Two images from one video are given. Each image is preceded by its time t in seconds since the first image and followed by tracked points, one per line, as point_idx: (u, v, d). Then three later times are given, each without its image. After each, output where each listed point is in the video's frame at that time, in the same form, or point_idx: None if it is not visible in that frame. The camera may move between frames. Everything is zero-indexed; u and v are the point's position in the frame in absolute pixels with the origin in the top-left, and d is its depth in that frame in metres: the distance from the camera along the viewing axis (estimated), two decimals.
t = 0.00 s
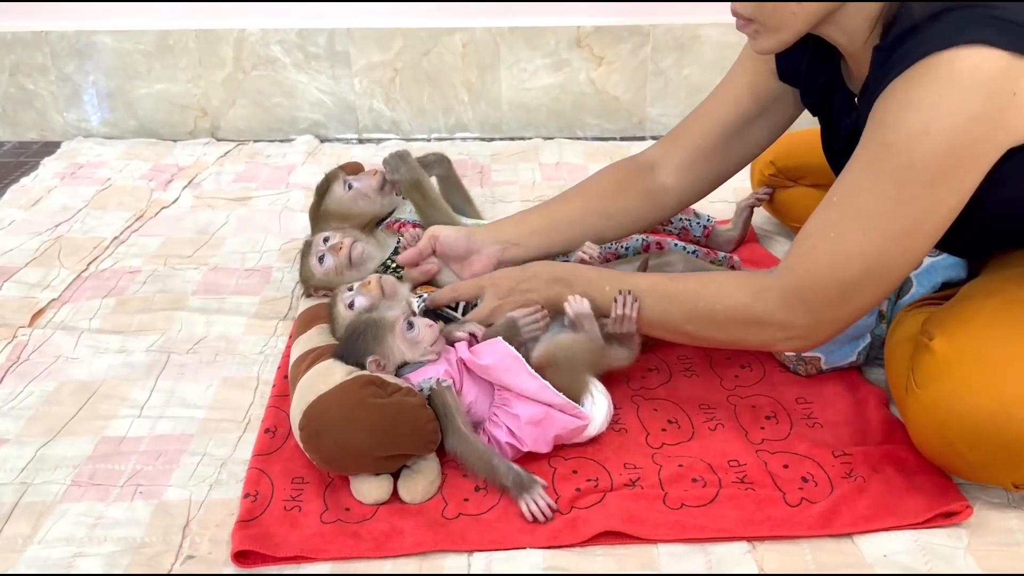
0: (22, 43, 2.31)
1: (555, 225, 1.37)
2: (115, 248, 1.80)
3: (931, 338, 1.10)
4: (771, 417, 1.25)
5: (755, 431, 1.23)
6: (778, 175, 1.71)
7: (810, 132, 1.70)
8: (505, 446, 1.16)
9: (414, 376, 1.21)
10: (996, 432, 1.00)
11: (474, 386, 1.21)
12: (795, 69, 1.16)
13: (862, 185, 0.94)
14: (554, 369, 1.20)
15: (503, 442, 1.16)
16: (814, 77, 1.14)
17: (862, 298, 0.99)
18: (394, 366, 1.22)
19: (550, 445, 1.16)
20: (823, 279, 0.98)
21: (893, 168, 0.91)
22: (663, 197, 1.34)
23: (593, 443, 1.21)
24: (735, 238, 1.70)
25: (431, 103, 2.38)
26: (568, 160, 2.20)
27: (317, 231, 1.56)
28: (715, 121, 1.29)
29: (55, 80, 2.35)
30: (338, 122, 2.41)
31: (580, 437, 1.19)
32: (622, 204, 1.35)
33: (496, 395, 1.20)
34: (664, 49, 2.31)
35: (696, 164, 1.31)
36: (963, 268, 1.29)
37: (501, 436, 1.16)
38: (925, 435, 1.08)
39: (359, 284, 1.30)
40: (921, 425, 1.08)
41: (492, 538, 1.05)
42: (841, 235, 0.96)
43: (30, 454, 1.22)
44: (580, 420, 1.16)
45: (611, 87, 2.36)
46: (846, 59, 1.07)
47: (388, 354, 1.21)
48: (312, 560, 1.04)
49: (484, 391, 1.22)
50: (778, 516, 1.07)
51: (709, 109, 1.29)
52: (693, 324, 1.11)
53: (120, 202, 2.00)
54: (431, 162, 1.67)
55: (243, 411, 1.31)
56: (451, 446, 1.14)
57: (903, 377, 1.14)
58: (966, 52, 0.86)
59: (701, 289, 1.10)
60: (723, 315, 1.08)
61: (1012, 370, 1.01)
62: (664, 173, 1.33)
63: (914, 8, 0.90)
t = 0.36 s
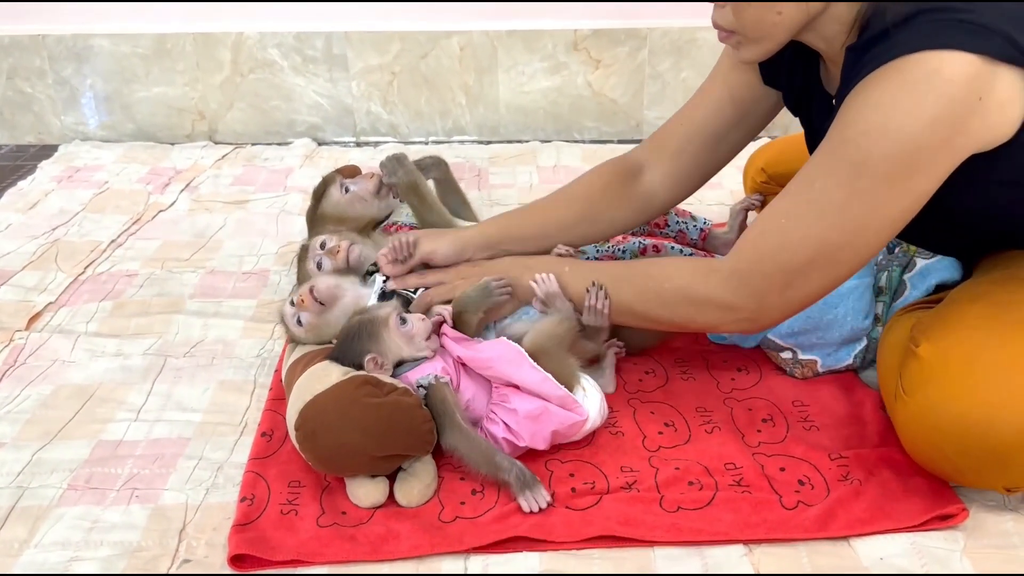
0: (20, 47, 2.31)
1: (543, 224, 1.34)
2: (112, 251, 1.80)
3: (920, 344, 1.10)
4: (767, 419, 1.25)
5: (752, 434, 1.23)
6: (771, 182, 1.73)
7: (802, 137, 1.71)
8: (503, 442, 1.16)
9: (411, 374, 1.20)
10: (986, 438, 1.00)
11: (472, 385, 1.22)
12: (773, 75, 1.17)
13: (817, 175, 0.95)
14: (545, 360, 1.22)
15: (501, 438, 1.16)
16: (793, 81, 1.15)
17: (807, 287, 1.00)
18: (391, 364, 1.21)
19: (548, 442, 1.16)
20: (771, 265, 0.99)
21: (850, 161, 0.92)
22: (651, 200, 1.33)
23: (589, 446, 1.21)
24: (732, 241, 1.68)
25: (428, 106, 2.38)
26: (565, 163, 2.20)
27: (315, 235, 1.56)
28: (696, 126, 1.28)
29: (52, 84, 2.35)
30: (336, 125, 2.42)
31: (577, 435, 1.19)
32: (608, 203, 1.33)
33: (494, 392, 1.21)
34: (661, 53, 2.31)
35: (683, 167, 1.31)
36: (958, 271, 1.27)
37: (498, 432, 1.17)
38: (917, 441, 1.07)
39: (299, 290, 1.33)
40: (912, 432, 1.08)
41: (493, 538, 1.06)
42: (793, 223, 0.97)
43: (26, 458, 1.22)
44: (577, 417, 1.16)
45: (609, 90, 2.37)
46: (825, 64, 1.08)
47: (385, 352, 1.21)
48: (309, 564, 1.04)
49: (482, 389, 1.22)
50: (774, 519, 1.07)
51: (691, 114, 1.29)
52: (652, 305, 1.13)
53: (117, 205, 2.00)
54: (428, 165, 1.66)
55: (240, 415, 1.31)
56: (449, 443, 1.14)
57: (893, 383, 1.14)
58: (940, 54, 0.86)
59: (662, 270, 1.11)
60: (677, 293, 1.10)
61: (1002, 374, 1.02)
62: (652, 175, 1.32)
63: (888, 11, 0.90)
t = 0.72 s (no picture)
0: (18, 51, 2.31)
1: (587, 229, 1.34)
2: (109, 255, 1.80)
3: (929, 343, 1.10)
4: (764, 422, 1.26)
5: (749, 437, 1.23)
6: (772, 180, 1.72)
7: (802, 138, 1.71)
8: (500, 447, 1.17)
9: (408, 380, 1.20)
10: (995, 438, 1.01)
11: (470, 390, 1.22)
12: (804, 73, 1.18)
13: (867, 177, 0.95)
14: (547, 362, 1.22)
15: (498, 442, 1.17)
16: (822, 76, 1.16)
17: (860, 294, 0.99)
18: (391, 369, 1.21)
19: (545, 448, 1.17)
20: (824, 272, 0.98)
21: (901, 162, 0.92)
22: (686, 202, 1.35)
23: (586, 449, 1.21)
24: (729, 243, 1.70)
25: (426, 109, 2.39)
26: (563, 166, 2.21)
27: (312, 239, 1.56)
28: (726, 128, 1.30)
29: (50, 87, 2.35)
30: (334, 129, 2.42)
31: (573, 441, 1.19)
32: (649, 206, 1.34)
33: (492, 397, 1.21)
34: (658, 56, 2.32)
35: (716, 171, 1.33)
36: (956, 274, 1.30)
37: (496, 439, 1.17)
38: (925, 442, 1.07)
39: (331, 305, 1.29)
40: (919, 433, 1.08)
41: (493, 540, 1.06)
42: (844, 227, 0.96)
43: (23, 462, 1.22)
44: (575, 423, 1.16)
45: (606, 93, 2.37)
46: (855, 56, 1.09)
47: (385, 356, 1.20)
48: (306, 568, 1.04)
49: (480, 394, 1.22)
50: (771, 522, 1.07)
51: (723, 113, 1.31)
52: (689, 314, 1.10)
53: (114, 209, 2.00)
54: (425, 169, 1.67)
55: (236, 419, 1.31)
56: (444, 449, 1.14)
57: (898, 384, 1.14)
58: (987, 52, 0.88)
59: (703, 277, 1.09)
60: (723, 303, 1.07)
61: (1008, 375, 1.02)
62: (687, 177, 1.34)
63: (936, 6, 0.91)
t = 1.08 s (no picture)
0: (17, 53, 2.30)
1: (642, 196, 1.36)
2: (109, 258, 1.80)
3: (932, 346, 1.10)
4: (764, 425, 1.26)
5: (749, 439, 1.23)
6: (772, 182, 1.71)
7: (803, 138, 1.71)
8: (500, 449, 1.17)
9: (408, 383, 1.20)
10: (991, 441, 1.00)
11: (471, 392, 1.22)
12: (828, 61, 1.15)
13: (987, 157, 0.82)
14: (569, 366, 1.18)
15: (498, 444, 1.17)
16: (844, 60, 1.13)
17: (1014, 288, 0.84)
18: (391, 371, 1.21)
19: (546, 449, 1.17)
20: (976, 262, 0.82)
21: (997, 126, 0.81)
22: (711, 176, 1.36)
23: (587, 451, 1.22)
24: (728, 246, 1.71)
25: (425, 111, 2.39)
26: (562, 169, 2.21)
27: (312, 242, 1.56)
28: (744, 111, 1.27)
29: (49, 90, 2.35)
30: (333, 131, 2.42)
31: (573, 444, 1.19)
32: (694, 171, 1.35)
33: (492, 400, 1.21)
34: (657, 59, 2.32)
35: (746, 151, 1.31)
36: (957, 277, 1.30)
37: (496, 441, 1.17)
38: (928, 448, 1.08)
39: (328, 306, 1.30)
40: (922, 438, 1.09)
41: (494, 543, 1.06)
42: (984, 204, 0.82)
43: (23, 465, 1.22)
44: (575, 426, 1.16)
45: (605, 96, 2.37)
46: (877, 41, 1.04)
47: (385, 359, 1.20)
48: (307, 571, 1.04)
49: (481, 396, 1.22)
50: (772, 524, 1.07)
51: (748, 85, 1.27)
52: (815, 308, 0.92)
53: (114, 211, 2.00)
54: (425, 172, 1.67)
55: (236, 422, 1.31)
56: (445, 451, 1.14)
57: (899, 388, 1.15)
58: None
59: (804, 291, 0.93)
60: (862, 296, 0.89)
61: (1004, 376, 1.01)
62: (721, 155, 1.33)
63: None
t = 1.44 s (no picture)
0: (16, 56, 2.30)
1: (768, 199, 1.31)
2: (108, 261, 1.80)
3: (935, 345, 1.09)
4: (764, 426, 1.26)
5: (749, 441, 1.23)
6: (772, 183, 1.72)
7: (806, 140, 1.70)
8: (499, 453, 1.17)
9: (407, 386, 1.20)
10: (989, 441, 1.00)
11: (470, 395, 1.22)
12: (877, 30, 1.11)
13: None
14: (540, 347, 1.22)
15: (497, 447, 1.17)
16: (898, 26, 1.07)
17: None
18: (391, 375, 1.21)
19: (544, 454, 1.17)
20: None
21: None
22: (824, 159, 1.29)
23: (586, 453, 1.22)
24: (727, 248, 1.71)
25: (425, 114, 2.39)
26: (561, 171, 2.21)
27: (311, 244, 1.55)
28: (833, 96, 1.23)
29: (48, 93, 2.36)
30: (332, 134, 2.42)
31: (573, 448, 1.19)
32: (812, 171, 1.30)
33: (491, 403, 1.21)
34: (655, 61, 2.33)
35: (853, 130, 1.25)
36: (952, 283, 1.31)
37: (496, 444, 1.17)
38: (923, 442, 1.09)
39: (328, 309, 1.30)
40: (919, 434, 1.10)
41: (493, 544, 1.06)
42: None
43: (22, 468, 1.22)
44: (574, 428, 1.16)
45: (604, 98, 2.37)
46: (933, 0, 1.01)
47: (385, 362, 1.20)
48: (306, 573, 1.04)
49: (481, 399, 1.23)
50: (772, 526, 1.07)
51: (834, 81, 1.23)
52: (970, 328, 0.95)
53: (113, 214, 2.00)
54: (425, 174, 1.67)
55: (236, 424, 1.31)
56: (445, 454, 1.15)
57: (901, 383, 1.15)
58: None
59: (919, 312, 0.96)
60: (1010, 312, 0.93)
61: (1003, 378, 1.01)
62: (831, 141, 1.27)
63: None
